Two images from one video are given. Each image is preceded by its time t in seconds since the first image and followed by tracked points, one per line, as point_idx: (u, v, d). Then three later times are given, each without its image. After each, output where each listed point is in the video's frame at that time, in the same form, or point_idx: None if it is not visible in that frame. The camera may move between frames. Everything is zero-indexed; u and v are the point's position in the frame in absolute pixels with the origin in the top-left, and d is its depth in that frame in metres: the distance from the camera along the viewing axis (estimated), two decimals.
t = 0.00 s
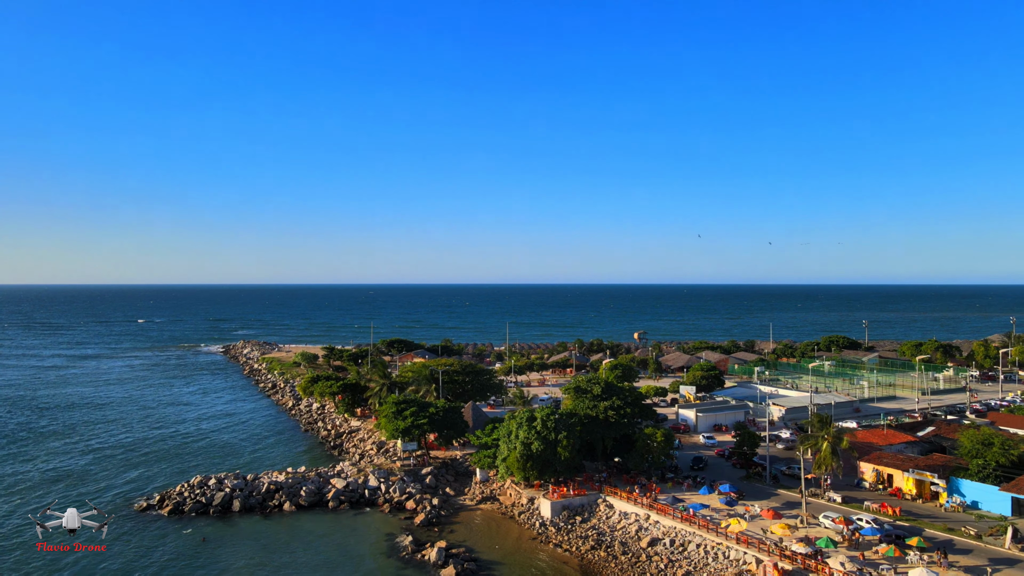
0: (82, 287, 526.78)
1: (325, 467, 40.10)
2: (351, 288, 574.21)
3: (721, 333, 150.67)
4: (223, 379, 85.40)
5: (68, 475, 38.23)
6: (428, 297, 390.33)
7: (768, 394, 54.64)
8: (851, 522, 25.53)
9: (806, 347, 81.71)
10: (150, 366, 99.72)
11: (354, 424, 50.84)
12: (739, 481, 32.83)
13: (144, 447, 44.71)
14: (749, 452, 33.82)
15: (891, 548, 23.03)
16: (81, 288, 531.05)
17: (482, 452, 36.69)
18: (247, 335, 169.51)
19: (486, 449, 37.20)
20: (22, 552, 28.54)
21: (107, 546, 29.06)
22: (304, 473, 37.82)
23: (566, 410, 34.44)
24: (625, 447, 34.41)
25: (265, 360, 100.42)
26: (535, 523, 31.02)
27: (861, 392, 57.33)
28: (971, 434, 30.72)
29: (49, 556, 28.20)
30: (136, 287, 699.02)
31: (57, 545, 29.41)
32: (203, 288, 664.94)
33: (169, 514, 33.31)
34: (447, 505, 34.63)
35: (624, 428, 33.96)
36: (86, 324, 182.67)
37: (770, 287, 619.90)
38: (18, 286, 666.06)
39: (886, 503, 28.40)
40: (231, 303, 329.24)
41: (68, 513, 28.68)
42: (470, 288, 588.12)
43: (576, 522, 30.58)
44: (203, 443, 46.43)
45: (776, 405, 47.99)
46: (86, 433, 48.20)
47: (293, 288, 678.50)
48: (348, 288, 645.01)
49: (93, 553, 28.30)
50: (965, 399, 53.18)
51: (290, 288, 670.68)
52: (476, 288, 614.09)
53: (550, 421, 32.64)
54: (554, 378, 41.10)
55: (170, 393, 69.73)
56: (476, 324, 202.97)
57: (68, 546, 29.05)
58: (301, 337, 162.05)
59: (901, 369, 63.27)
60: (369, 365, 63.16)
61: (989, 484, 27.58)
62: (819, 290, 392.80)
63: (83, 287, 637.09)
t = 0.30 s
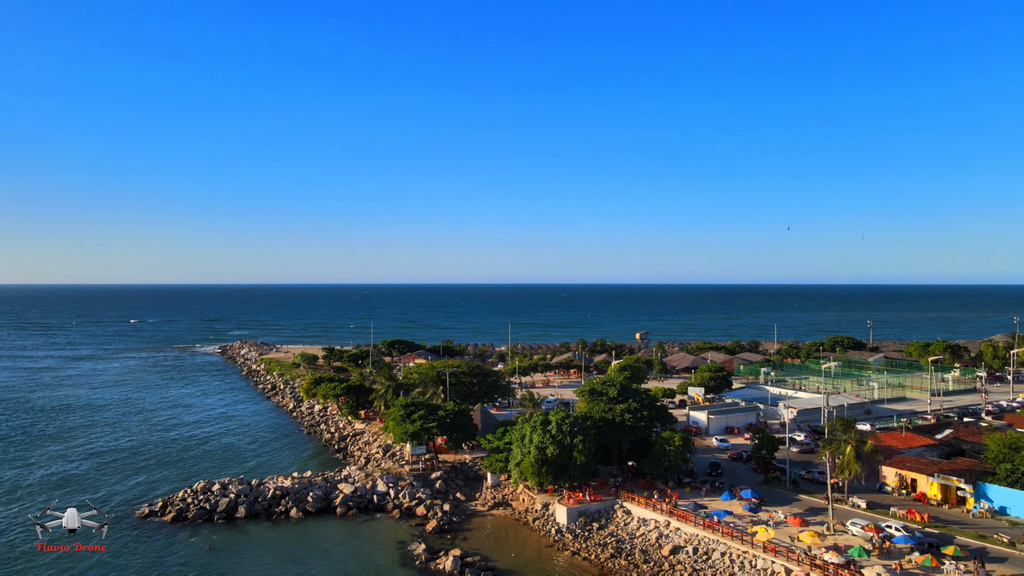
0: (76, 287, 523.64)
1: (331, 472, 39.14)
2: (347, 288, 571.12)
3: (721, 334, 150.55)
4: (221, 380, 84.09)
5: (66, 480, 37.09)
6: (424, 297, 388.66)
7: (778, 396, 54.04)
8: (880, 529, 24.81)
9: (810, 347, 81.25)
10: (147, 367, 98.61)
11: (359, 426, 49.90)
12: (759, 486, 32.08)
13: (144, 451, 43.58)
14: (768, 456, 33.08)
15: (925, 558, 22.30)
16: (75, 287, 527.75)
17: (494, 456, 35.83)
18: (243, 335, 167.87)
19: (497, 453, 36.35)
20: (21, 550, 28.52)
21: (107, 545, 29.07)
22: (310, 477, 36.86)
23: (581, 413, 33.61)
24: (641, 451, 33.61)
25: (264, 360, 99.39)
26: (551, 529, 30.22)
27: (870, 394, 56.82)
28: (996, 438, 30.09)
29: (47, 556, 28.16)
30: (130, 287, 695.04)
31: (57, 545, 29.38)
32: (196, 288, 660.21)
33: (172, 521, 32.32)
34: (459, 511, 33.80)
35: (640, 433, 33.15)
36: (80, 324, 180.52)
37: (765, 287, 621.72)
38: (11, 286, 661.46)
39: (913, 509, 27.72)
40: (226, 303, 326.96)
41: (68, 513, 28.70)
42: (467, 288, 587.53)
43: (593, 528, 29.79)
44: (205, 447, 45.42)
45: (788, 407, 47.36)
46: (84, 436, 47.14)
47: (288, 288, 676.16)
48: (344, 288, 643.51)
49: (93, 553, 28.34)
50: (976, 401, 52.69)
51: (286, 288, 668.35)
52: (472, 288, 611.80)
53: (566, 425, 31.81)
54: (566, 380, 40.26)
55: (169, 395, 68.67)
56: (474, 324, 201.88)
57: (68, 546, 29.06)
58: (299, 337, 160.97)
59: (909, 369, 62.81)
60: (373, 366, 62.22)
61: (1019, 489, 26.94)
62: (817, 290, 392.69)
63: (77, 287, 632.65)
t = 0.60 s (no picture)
0: (69, 287, 520.79)
1: (339, 476, 38.21)
2: (343, 288, 569.10)
3: (720, 334, 150.47)
4: (220, 380, 83.03)
5: (65, 485, 36.07)
6: (422, 297, 387.57)
7: (788, 397, 53.40)
8: (913, 537, 24.05)
9: (815, 348, 80.80)
10: (145, 368, 97.54)
11: (364, 429, 48.99)
12: (780, 490, 31.31)
13: (145, 454, 42.61)
14: (789, 460, 32.32)
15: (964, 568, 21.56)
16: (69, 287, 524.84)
17: (507, 461, 34.96)
18: (240, 335, 166.53)
19: (510, 457, 35.47)
20: (20, 552, 28.36)
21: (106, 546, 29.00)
22: (318, 482, 35.95)
23: (597, 416, 32.82)
24: (659, 455, 32.79)
25: (263, 361, 98.39)
26: (569, 536, 29.36)
27: (880, 395, 56.29)
28: None
29: (47, 557, 28.05)
30: (124, 287, 691.50)
31: (57, 545, 29.29)
32: (191, 288, 657.19)
33: (176, 528, 31.36)
34: (471, 517, 32.94)
35: (659, 436, 32.30)
36: (75, 325, 178.87)
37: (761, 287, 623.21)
38: (4, 286, 657.01)
39: (942, 515, 27.02)
40: (222, 303, 325.16)
41: (68, 513, 28.64)
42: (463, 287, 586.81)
43: (612, 535, 28.99)
44: (206, 450, 44.43)
45: (801, 409, 46.72)
46: (83, 439, 46.14)
47: (284, 288, 674.13)
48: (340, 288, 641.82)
49: (91, 555, 28.17)
50: (988, 403, 52.19)
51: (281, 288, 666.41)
52: (469, 288, 611.20)
53: (583, 429, 30.97)
54: (578, 382, 39.45)
55: (168, 396, 67.64)
56: (472, 324, 201.11)
57: (68, 546, 28.99)
58: (297, 337, 159.87)
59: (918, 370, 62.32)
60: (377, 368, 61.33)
61: None
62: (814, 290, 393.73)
63: (71, 287, 629.23)
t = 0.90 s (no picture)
0: (63, 286, 517.38)
1: (348, 481, 37.28)
2: (339, 288, 567.26)
3: (720, 334, 150.06)
4: (220, 382, 81.90)
5: (65, 490, 35.02)
6: (419, 297, 386.33)
7: (800, 399, 52.79)
8: (948, 545, 23.37)
9: (821, 349, 80.30)
10: (142, 369, 96.32)
11: (370, 431, 48.06)
12: (803, 495, 30.55)
13: (147, 458, 41.61)
14: (812, 464, 31.57)
15: None
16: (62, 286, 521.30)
17: (521, 465, 34.10)
18: (236, 336, 164.95)
19: (524, 461, 34.60)
20: (21, 552, 28.20)
21: (108, 546, 28.83)
22: (327, 487, 35.03)
23: (616, 419, 32.03)
24: (679, 459, 31.98)
25: (262, 362, 97.26)
26: (589, 543, 28.58)
27: (891, 396, 55.71)
28: None
29: (48, 557, 27.90)
30: (118, 287, 687.73)
31: (57, 545, 29.10)
32: (186, 288, 653.15)
33: (181, 535, 30.39)
34: (486, 523, 32.07)
35: (679, 440, 31.52)
36: (69, 326, 177.19)
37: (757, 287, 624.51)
38: None
39: (973, 521, 26.33)
40: (218, 302, 323.21)
41: (68, 513, 28.68)
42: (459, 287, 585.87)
43: (634, 543, 28.21)
44: (210, 454, 43.41)
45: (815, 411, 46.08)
46: (83, 442, 45.10)
47: (280, 288, 671.77)
48: (335, 288, 639.96)
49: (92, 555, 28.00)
50: (1000, 405, 51.68)
51: (277, 288, 664.00)
52: (466, 287, 609.56)
53: (602, 432, 30.16)
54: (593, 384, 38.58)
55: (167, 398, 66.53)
56: (470, 325, 200.49)
57: (68, 546, 28.77)
58: (294, 338, 158.70)
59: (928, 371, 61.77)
60: (381, 371, 60.39)
61: None
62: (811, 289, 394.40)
63: (64, 286, 624.94)
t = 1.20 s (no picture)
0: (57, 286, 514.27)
1: (357, 485, 36.35)
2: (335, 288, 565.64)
3: (722, 334, 149.51)
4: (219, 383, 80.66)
5: (64, 496, 33.88)
6: (416, 297, 384.85)
7: (812, 401, 52.12)
8: (987, 554, 22.66)
9: (827, 350, 79.71)
10: (139, 369, 95.08)
11: (377, 434, 47.09)
12: (827, 500, 29.83)
13: (150, 460, 40.61)
14: (836, 468, 30.83)
15: None
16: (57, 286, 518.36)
17: (537, 469, 33.25)
18: (233, 337, 163.55)
19: (540, 465, 33.74)
20: (20, 552, 27.98)
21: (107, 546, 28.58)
22: (337, 493, 34.10)
23: (635, 422, 31.27)
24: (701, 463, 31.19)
25: (261, 363, 96.13)
26: (610, 551, 27.82)
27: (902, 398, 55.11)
28: None
29: (47, 557, 27.66)
30: (112, 287, 683.53)
31: (57, 545, 28.85)
32: (181, 288, 649.30)
33: (188, 543, 29.41)
34: (502, 529, 31.25)
35: (701, 443, 30.77)
36: (63, 326, 175.51)
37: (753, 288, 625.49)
38: None
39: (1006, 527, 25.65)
40: (213, 302, 320.92)
41: (69, 513, 27.01)
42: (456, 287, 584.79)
43: (657, 550, 27.45)
44: (214, 456, 42.40)
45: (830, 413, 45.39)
46: (83, 445, 44.06)
47: (275, 288, 669.66)
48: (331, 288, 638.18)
49: (89, 554, 27.80)
50: (1014, 407, 51.13)
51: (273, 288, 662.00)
52: (463, 287, 608.23)
53: (623, 436, 29.38)
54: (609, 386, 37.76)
55: (167, 399, 65.42)
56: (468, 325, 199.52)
57: (67, 546, 28.56)
58: (293, 338, 157.60)
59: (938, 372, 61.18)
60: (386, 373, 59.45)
61: None
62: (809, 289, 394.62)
63: (59, 286, 621.61)
